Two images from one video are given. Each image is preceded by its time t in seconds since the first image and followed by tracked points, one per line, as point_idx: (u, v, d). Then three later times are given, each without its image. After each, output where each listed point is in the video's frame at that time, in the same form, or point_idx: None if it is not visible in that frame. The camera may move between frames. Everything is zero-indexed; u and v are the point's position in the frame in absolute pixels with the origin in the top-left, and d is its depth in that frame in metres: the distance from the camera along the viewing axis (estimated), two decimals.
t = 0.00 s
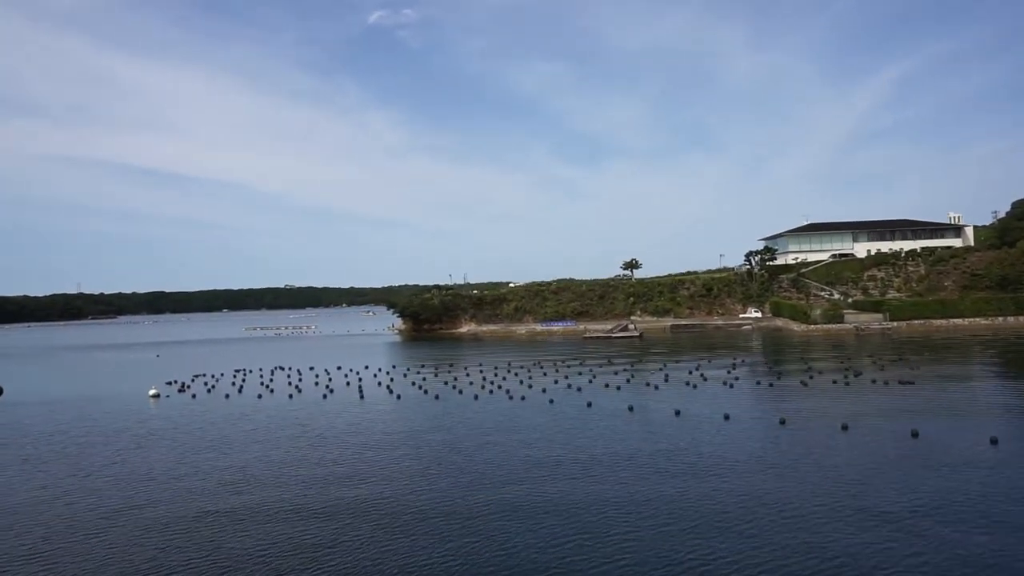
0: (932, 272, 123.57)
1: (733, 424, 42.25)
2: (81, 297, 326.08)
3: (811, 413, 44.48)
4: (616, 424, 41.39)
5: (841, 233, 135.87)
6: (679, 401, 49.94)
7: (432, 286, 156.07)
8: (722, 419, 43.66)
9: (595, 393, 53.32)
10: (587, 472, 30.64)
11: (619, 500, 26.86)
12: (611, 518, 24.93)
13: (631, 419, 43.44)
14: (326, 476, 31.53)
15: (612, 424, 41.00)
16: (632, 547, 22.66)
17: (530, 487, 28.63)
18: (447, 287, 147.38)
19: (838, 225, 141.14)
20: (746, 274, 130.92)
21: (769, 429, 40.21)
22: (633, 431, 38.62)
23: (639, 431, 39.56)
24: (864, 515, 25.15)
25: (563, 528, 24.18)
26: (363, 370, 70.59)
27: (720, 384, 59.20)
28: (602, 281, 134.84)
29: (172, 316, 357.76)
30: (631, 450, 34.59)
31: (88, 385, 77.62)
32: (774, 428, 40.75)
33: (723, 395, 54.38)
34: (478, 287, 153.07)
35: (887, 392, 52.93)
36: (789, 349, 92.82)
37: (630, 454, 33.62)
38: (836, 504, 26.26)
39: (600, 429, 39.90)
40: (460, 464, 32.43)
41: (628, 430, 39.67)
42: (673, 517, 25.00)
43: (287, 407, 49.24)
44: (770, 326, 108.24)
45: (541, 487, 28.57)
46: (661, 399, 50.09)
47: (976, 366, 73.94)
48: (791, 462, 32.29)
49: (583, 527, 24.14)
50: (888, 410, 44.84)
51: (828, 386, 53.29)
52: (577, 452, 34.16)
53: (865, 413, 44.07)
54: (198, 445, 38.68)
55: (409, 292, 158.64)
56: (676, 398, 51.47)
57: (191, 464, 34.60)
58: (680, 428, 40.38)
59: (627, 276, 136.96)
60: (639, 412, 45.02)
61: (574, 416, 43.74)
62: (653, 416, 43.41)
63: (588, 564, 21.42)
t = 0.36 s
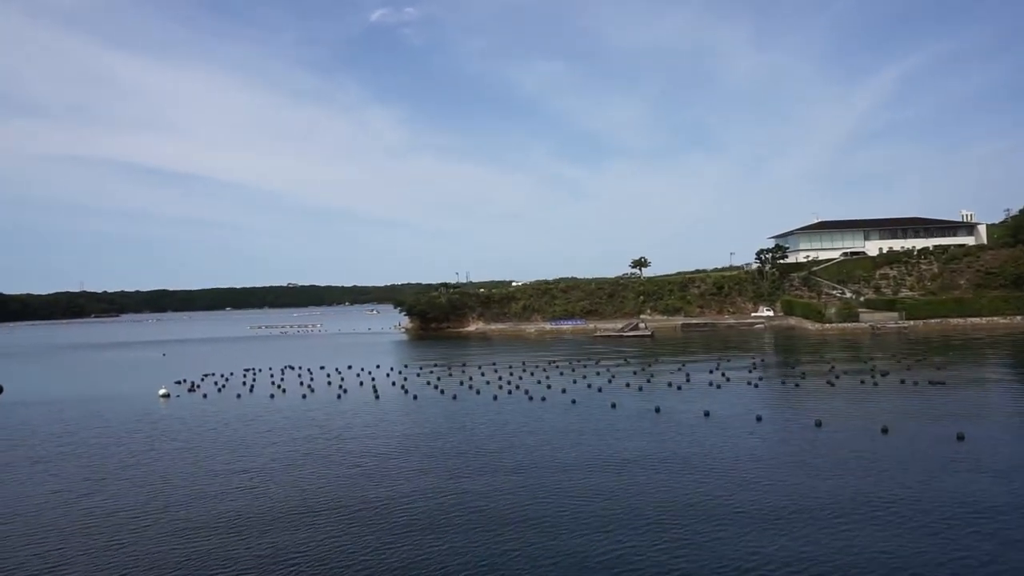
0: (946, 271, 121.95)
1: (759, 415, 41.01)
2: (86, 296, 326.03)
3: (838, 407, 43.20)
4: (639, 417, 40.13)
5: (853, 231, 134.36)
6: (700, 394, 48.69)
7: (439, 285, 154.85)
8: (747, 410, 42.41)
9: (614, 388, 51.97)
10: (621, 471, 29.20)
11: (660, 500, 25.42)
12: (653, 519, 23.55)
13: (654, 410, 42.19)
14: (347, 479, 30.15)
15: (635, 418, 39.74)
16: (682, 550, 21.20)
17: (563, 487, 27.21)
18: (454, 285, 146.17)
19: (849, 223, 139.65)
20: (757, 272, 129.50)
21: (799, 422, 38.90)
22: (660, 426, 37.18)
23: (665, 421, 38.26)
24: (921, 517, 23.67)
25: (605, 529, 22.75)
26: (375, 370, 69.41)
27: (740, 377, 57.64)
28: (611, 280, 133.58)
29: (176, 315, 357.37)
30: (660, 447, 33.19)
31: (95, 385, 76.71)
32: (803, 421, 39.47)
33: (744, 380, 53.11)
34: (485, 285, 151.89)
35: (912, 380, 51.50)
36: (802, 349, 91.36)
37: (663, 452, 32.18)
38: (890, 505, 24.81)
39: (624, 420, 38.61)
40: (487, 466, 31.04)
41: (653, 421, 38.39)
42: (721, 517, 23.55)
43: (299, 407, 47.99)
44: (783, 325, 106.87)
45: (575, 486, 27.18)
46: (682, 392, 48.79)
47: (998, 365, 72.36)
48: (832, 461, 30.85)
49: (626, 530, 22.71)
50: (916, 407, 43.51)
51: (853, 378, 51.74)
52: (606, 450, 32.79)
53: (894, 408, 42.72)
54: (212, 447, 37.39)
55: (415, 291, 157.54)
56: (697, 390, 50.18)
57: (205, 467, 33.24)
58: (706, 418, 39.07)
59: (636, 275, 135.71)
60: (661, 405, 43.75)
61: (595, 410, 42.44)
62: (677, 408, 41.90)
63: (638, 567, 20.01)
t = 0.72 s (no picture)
0: (960, 269, 120.35)
1: (792, 416, 39.75)
2: (90, 295, 325.49)
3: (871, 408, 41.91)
4: (668, 418, 38.93)
5: (865, 229, 132.93)
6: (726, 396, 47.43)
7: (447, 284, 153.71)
8: (777, 410, 41.19)
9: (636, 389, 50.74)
10: (657, 475, 28.07)
11: (703, 506, 24.27)
12: (699, 525, 22.41)
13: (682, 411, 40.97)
14: (371, 482, 29.04)
15: (664, 419, 38.56)
16: (734, 559, 20.08)
17: (598, 492, 26.07)
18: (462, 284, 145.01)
19: (861, 221, 138.25)
20: (768, 271, 128.19)
21: (834, 423, 37.67)
22: (688, 427, 36.06)
23: (696, 424, 37.05)
24: (980, 524, 22.51)
25: (651, 537, 21.60)
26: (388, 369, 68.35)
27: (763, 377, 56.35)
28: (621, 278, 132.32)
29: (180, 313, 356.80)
30: (695, 449, 32.02)
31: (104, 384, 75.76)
32: (838, 424, 38.22)
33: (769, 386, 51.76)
34: (492, 284, 150.75)
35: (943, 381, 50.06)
36: (818, 348, 89.99)
37: (698, 455, 31.04)
38: (946, 511, 23.62)
39: (652, 424, 37.40)
40: (516, 468, 29.93)
41: (683, 424, 37.16)
42: (770, 524, 22.42)
43: (314, 408, 46.96)
44: (796, 323, 105.57)
45: (611, 491, 26.04)
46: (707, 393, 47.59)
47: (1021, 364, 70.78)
48: (875, 465, 29.65)
49: (672, 538, 21.56)
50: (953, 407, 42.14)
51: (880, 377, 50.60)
52: (638, 452, 31.64)
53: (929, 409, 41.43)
54: (227, 448, 36.34)
55: (422, 290, 156.52)
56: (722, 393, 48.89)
57: (223, 469, 32.18)
58: (738, 421, 37.85)
59: (646, 274, 134.47)
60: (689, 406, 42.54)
61: (621, 412, 41.21)
62: (704, 408, 40.79)
63: None
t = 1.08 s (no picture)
0: (974, 267, 118.87)
1: (825, 415, 38.62)
2: (94, 295, 325.22)
3: (906, 405, 40.70)
4: (697, 418, 37.86)
5: (877, 227, 131.53)
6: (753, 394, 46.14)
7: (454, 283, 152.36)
8: (809, 410, 39.99)
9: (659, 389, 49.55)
10: (697, 482, 26.85)
11: (753, 518, 23.03)
12: (753, 542, 21.17)
13: (711, 411, 39.83)
14: (397, 488, 27.85)
15: (693, 421, 37.40)
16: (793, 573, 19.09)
17: (640, 501, 24.84)
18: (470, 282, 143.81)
19: (872, 219, 136.83)
20: (779, 269, 126.83)
21: (869, 424, 36.43)
22: (723, 429, 34.94)
23: (727, 425, 35.96)
24: None
25: (704, 554, 20.36)
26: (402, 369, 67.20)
27: (787, 376, 54.99)
28: (631, 276, 130.98)
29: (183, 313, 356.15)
30: (731, 452, 30.82)
31: (111, 385, 74.66)
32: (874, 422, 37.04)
33: (794, 382, 50.53)
34: (500, 282, 149.60)
35: (974, 376, 48.59)
36: (835, 347, 88.57)
37: (736, 459, 29.80)
38: (1006, 523, 22.59)
39: (682, 425, 36.26)
40: (547, 473, 28.70)
41: (713, 424, 36.12)
42: (825, 538, 21.51)
43: (330, 409, 45.81)
44: (809, 322, 104.30)
45: (653, 499, 24.81)
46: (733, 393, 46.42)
47: None
48: (923, 469, 28.42)
49: (727, 555, 20.33)
50: (989, 402, 40.79)
51: (910, 376, 49.32)
52: (673, 456, 30.44)
53: (964, 405, 40.13)
54: (245, 451, 35.18)
55: (429, 289, 155.27)
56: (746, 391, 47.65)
57: (241, 473, 31.01)
58: (771, 421, 36.69)
59: (655, 272, 133.29)
60: (716, 406, 41.33)
61: (647, 412, 40.19)
62: (734, 410, 39.62)
63: None
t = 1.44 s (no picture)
0: (988, 265, 117.27)
1: (860, 416, 37.34)
2: (98, 295, 324.50)
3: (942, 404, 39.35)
4: (727, 422, 36.68)
5: (889, 224, 130.07)
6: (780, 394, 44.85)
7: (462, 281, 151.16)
8: (842, 411, 38.73)
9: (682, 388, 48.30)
10: (741, 492, 25.75)
11: (809, 532, 21.81)
12: (815, 560, 19.92)
13: (741, 414, 38.59)
14: (427, 493, 26.69)
15: (724, 425, 36.14)
16: None
17: (682, 512, 23.75)
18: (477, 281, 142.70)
19: (884, 217, 135.44)
20: (790, 268, 125.50)
21: (910, 424, 35.15)
22: (757, 435, 33.79)
23: (760, 430, 34.81)
24: None
25: (762, 571, 19.23)
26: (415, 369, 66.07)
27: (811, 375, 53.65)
28: (640, 274, 129.80)
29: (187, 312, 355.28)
30: (772, 461, 29.59)
31: (121, 385, 73.76)
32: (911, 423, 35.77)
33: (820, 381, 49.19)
34: (507, 281, 148.48)
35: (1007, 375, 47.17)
36: (851, 346, 87.22)
37: (780, 468, 28.54)
38: None
39: (714, 430, 35.06)
40: (582, 480, 27.49)
41: (745, 430, 34.95)
42: (881, 551, 20.44)
43: (347, 411, 44.60)
44: (823, 321, 103.01)
45: (695, 509, 23.76)
46: (759, 393, 45.17)
47: None
48: (977, 473, 27.16)
49: (785, 571, 19.21)
50: None
51: (941, 376, 47.91)
52: (713, 465, 29.21)
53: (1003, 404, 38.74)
54: (263, 454, 34.08)
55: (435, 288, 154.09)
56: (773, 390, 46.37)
57: (261, 479, 29.80)
58: (804, 424, 35.51)
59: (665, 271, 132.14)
60: (745, 407, 40.17)
61: (675, 414, 38.99)
62: (765, 412, 38.40)
63: None
